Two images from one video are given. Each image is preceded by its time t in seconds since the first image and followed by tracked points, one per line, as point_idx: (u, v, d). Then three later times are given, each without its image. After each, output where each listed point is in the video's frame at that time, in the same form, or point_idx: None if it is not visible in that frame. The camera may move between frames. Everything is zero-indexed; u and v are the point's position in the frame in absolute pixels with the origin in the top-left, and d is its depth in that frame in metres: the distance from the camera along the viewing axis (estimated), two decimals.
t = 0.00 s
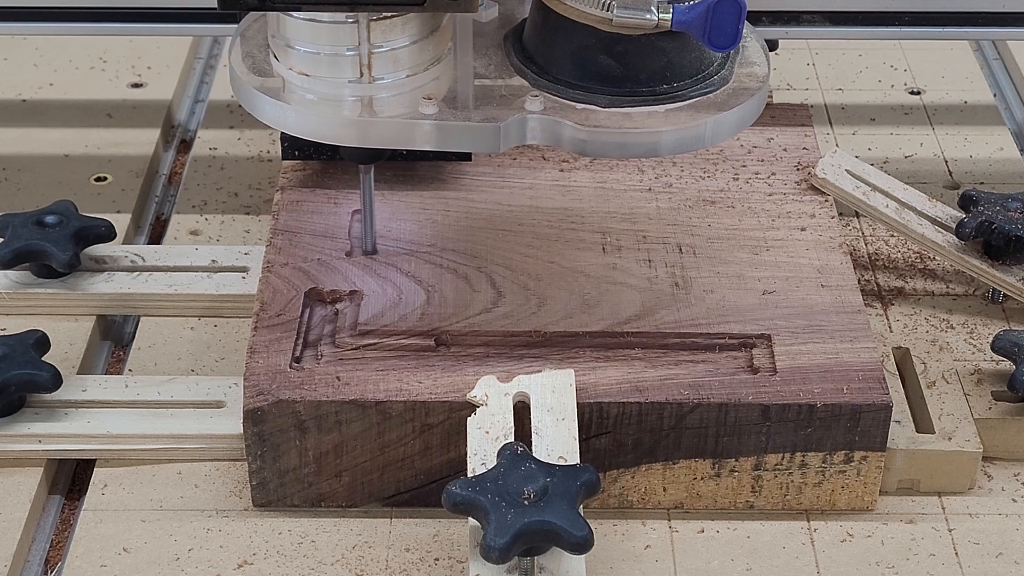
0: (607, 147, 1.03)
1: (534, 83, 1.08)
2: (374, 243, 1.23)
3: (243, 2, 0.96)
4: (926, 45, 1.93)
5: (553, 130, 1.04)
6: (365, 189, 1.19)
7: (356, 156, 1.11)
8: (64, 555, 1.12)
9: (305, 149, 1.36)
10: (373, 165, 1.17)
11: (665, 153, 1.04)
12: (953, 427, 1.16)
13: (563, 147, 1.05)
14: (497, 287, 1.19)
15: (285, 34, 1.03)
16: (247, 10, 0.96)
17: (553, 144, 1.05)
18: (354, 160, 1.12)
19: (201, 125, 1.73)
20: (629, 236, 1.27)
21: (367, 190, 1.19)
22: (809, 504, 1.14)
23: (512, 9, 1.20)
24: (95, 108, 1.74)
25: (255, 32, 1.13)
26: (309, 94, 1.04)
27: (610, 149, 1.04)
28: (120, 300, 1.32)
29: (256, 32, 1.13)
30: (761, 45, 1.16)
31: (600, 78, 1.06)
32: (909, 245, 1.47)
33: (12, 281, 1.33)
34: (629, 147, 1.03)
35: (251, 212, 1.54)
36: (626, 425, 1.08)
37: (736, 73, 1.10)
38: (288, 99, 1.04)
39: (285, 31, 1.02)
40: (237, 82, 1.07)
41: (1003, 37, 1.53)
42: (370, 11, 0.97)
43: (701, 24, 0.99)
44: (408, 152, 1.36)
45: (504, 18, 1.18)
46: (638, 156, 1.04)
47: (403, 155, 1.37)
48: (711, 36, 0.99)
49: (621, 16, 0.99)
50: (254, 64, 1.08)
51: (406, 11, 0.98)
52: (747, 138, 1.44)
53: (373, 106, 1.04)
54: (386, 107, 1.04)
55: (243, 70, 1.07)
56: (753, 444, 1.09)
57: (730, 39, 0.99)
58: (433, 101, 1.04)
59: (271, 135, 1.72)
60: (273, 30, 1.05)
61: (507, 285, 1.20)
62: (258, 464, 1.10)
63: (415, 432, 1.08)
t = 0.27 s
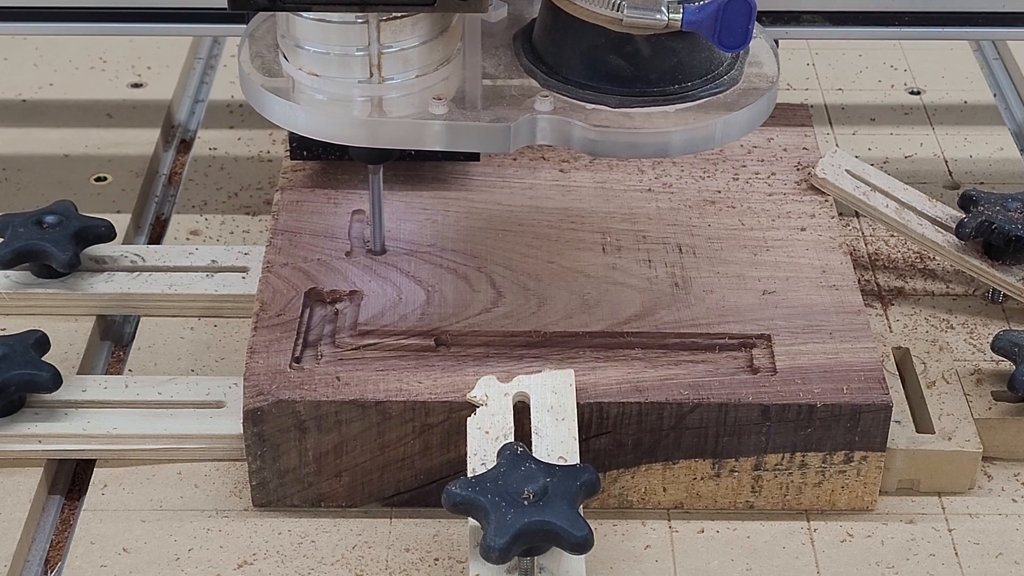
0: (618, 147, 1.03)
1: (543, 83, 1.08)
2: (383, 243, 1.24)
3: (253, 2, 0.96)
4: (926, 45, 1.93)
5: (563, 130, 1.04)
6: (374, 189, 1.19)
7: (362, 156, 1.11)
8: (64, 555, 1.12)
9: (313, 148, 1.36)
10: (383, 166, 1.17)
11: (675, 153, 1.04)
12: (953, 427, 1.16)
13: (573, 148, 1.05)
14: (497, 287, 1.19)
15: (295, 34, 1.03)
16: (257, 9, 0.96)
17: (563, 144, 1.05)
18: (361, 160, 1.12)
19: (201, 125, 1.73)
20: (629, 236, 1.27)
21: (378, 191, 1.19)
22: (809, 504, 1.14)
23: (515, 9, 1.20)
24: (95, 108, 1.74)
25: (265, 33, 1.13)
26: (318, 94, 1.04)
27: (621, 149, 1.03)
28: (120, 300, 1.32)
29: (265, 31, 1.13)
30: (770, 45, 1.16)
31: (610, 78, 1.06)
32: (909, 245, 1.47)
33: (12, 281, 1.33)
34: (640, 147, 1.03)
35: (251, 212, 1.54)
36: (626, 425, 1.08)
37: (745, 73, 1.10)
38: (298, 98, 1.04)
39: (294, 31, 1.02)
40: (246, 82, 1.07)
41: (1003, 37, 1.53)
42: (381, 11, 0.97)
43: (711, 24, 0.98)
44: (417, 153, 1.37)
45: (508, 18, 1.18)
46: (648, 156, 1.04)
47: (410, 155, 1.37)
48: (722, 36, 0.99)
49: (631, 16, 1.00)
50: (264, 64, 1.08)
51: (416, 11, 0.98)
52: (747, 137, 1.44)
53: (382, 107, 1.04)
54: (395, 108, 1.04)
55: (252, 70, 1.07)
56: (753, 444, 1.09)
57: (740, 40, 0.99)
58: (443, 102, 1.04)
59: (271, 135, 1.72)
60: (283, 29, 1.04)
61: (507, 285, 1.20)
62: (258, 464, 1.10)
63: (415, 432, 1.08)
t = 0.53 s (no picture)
0: (628, 147, 1.03)
1: (553, 83, 1.08)
2: (391, 244, 1.24)
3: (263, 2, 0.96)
4: (926, 45, 1.93)
5: (573, 130, 1.04)
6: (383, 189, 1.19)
7: (372, 156, 1.11)
8: (64, 555, 1.12)
9: (321, 148, 1.36)
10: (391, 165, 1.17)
11: (685, 154, 1.04)
12: (953, 427, 1.16)
13: (583, 148, 1.05)
14: (497, 288, 1.19)
15: (305, 34, 1.02)
16: (267, 9, 0.96)
17: (573, 143, 1.05)
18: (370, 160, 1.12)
19: (201, 125, 1.73)
20: (629, 236, 1.27)
21: (386, 190, 1.20)
22: (809, 505, 1.14)
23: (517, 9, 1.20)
24: (95, 108, 1.74)
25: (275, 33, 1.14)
26: (328, 94, 1.04)
27: (631, 149, 1.04)
28: (120, 301, 1.32)
29: (274, 32, 1.14)
30: (779, 46, 1.16)
31: (620, 78, 1.06)
32: (909, 245, 1.47)
33: (12, 281, 1.33)
34: (650, 147, 1.03)
35: (252, 212, 1.54)
36: (626, 425, 1.08)
37: (755, 73, 1.11)
38: (307, 99, 1.04)
39: (304, 31, 1.02)
40: (256, 82, 1.07)
41: (1003, 37, 1.53)
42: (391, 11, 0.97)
43: (722, 24, 0.99)
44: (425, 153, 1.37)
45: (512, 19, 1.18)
46: (658, 156, 1.04)
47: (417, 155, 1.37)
48: (732, 37, 1.00)
49: (641, 16, 1.00)
50: (274, 65, 1.09)
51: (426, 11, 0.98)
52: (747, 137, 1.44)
53: (392, 107, 1.04)
54: (405, 108, 1.04)
55: (262, 70, 1.07)
56: (753, 444, 1.09)
57: (750, 39, 1.00)
58: (453, 102, 1.04)
59: (271, 135, 1.72)
60: (293, 29, 1.04)
61: (507, 285, 1.20)
62: (258, 464, 1.10)
63: (415, 432, 1.08)
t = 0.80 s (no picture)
0: (638, 147, 1.03)
1: (563, 83, 1.08)
2: (401, 243, 1.24)
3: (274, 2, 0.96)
4: (926, 45, 1.93)
5: (583, 131, 1.05)
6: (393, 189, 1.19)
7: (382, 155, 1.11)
8: (64, 555, 1.12)
9: (330, 148, 1.36)
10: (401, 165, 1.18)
11: (695, 153, 1.04)
12: (953, 427, 1.16)
13: (593, 148, 1.05)
14: (497, 287, 1.19)
15: (315, 34, 1.03)
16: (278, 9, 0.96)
17: (583, 144, 1.06)
18: (380, 159, 1.12)
19: (201, 124, 1.73)
20: (629, 236, 1.27)
21: (395, 191, 1.19)
22: (809, 505, 1.14)
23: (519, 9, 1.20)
24: (95, 108, 1.74)
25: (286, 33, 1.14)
26: (338, 94, 1.04)
27: (641, 149, 1.04)
28: (120, 301, 1.32)
29: (285, 32, 1.14)
30: (788, 46, 1.16)
31: (630, 78, 1.06)
32: (909, 245, 1.47)
33: (12, 281, 1.33)
34: (660, 147, 1.03)
35: (252, 212, 1.54)
36: (626, 425, 1.08)
37: (765, 73, 1.10)
38: (318, 99, 1.04)
39: (314, 31, 1.02)
40: (267, 82, 1.07)
41: (1003, 37, 1.53)
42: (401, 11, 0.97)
43: (733, 24, 0.99)
44: (434, 153, 1.37)
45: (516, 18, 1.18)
46: (669, 156, 1.04)
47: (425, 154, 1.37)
48: (743, 37, 0.99)
49: (652, 16, 1.00)
50: (284, 64, 1.09)
51: (436, 11, 0.98)
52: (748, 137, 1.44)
53: (403, 107, 1.04)
54: (415, 108, 1.04)
55: (273, 70, 1.08)
56: (753, 444, 1.09)
57: (761, 39, 0.99)
58: (463, 102, 1.04)
59: (271, 135, 1.72)
60: (303, 29, 1.04)
61: (507, 285, 1.20)
62: (258, 464, 1.10)
63: (415, 432, 1.08)
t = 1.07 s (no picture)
0: (649, 147, 1.03)
1: (573, 83, 1.08)
2: (410, 243, 1.24)
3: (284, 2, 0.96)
4: (926, 45, 1.93)
5: (593, 131, 1.05)
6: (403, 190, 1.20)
7: (391, 156, 1.11)
8: (64, 555, 1.12)
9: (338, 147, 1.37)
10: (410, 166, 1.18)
11: (706, 153, 1.04)
12: (953, 427, 1.16)
13: (603, 148, 1.05)
14: (497, 287, 1.19)
15: (325, 34, 1.03)
16: (288, 10, 0.96)
17: (593, 144, 1.05)
18: (387, 159, 1.12)
19: (201, 124, 1.73)
20: (629, 236, 1.27)
21: (406, 190, 1.20)
22: (809, 505, 1.14)
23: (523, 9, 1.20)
24: (95, 108, 1.74)
25: (294, 33, 1.14)
26: (348, 94, 1.04)
27: (651, 149, 1.04)
28: (120, 300, 1.32)
29: (294, 32, 1.14)
30: (798, 46, 1.17)
31: (640, 78, 1.06)
32: (909, 245, 1.47)
33: (12, 281, 1.33)
34: (670, 147, 1.03)
35: (252, 212, 1.54)
36: (627, 425, 1.08)
37: (774, 74, 1.11)
38: (327, 99, 1.04)
39: (325, 31, 1.03)
40: (276, 82, 1.07)
41: (1004, 37, 1.53)
42: (412, 12, 0.97)
43: (744, 25, 0.99)
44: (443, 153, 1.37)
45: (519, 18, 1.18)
46: (679, 157, 1.04)
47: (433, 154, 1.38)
48: (753, 36, 1.00)
49: (663, 16, 0.99)
50: (293, 64, 1.09)
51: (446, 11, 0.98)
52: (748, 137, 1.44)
53: (413, 107, 1.03)
54: (425, 108, 1.04)
55: (283, 70, 1.07)
56: (753, 444, 1.09)
57: (771, 39, 1.00)
58: (473, 102, 1.04)
59: (271, 135, 1.72)
60: (313, 29, 1.05)
61: (507, 285, 1.20)
62: (258, 464, 1.10)
63: (415, 432, 1.08)
